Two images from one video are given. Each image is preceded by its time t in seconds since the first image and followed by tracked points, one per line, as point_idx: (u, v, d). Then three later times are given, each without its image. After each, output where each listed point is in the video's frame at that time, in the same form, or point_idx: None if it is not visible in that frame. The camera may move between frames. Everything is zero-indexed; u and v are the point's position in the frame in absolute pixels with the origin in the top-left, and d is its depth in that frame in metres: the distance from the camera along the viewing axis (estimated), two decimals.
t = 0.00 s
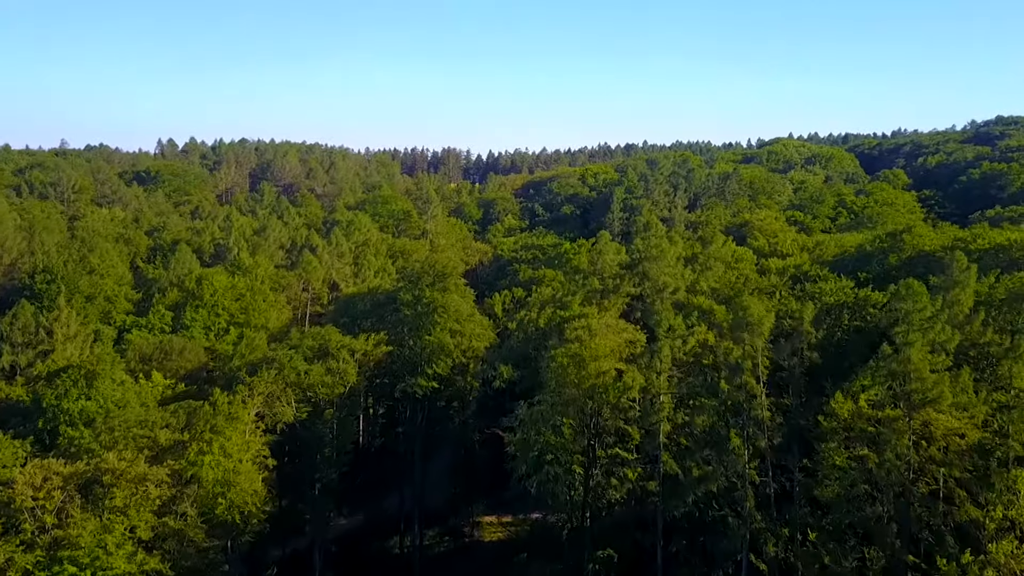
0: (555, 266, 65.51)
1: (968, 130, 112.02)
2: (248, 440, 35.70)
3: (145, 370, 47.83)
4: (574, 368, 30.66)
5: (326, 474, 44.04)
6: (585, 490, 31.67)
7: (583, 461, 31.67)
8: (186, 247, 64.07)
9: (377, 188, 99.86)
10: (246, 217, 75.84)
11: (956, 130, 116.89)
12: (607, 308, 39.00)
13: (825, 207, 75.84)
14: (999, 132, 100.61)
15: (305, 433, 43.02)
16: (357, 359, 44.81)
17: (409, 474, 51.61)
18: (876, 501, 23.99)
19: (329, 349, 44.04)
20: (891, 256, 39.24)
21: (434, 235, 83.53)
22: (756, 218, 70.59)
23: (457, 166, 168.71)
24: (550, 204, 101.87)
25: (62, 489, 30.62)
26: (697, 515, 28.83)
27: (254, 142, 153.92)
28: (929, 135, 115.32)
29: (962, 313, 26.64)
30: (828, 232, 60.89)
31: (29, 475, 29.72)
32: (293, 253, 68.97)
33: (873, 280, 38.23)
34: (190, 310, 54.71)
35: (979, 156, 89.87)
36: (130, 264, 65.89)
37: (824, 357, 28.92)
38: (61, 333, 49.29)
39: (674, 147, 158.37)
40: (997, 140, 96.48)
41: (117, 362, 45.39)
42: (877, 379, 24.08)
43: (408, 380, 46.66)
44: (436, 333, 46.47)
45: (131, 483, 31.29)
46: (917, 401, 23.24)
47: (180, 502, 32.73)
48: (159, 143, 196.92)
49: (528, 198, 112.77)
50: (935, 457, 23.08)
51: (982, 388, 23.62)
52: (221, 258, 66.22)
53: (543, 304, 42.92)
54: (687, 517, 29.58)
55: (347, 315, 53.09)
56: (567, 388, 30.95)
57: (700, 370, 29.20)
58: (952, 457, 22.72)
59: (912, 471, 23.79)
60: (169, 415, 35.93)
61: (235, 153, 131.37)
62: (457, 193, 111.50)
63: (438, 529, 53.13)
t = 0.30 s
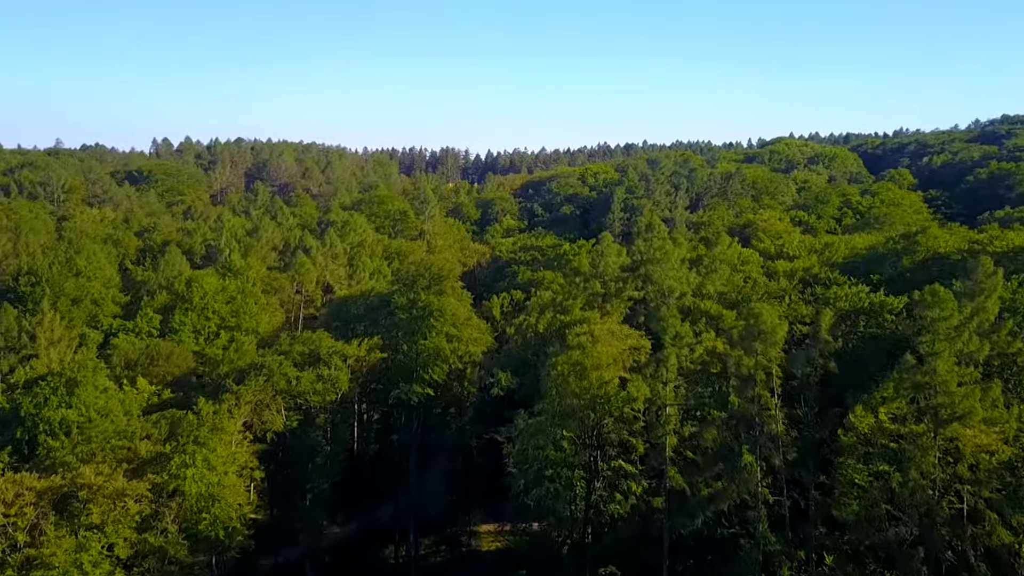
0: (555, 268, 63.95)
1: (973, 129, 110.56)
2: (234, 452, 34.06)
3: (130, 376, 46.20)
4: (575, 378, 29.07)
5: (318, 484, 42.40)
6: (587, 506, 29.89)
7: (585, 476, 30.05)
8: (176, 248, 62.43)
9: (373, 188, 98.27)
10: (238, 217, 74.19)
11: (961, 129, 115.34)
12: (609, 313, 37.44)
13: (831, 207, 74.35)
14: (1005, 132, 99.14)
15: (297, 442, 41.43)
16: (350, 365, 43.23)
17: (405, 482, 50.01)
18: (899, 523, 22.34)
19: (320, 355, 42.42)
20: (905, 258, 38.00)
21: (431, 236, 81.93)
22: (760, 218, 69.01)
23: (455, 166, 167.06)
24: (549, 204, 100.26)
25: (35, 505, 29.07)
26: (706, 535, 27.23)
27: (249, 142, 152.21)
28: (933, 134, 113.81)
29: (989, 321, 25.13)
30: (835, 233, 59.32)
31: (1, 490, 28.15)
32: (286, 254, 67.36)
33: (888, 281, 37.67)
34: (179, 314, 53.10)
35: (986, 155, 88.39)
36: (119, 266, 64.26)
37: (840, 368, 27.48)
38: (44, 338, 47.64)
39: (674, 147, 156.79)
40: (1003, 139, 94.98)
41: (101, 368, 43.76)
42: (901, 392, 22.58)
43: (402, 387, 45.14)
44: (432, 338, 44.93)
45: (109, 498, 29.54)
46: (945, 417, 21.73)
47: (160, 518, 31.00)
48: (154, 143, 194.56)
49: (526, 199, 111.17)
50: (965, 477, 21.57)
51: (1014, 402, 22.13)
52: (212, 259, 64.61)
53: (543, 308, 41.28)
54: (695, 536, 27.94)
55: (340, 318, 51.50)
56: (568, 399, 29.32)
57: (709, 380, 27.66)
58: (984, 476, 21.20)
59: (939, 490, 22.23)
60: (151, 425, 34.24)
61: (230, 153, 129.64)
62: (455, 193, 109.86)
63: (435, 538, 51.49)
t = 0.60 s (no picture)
0: (555, 270, 62.31)
1: (979, 128, 109.01)
2: (217, 466, 32.24)
3: (113, 383, 44.45)
4: (577, 391, 27.39)
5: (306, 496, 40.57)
6: (590, 525, 28.34)
7: (587, 494, 28.38)
8: (164, 250, 60.66)
9: (368, 188, 96.50)
10: (230, 218, 72.39)
11: (967, 129, 113.59)
12: (612, 319, 35.75)
13: (837, 208, 72.71)
14: (1012, 131, 97.58)
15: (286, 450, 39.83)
16: (342, 373, 41.44)
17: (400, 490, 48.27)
18: (931, 550, 20.71)
19: (309, 361, 40.61)
20: (922, 260, 36.38)
21: (428, 237, 80.23)
22: (765, 219, 67.22)
23: (453, 166, 165.22)
24: (549, 204, 98.47)
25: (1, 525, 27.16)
26: (717, 558, 25.58)
27: (244, 142, 150.34)
28: (939, 134, 112.03)
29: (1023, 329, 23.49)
30: (843, 235, 57.54)
31: None
32: (279, 255, 65.63)
33: (905, 284, 36.18)
34: (166, 318, 51.32)
35: (995, 155, 86.79)
36: (106, 268, 62.49)
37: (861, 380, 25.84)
38: (23, 343, 45.86)
39: (675, 146, 155.05)
40: (1011, 138, 93.37)
41: (81, 375, 41.98)
42: (932, 409, 20.90)
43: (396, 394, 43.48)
44: (427, 344, 43.27)
45: (80, 518, 27.71)
46: (981, 436, 20.06)
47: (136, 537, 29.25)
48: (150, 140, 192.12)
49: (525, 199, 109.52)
50: (1004, 502, 19.90)
51: None
52: (202, 261, 62.81)
53: (543, 312, 39.46)
54: (705, 559, 26.29)
55: (332, 322, 49.75)
56: (569, 413, 27.67)
57: (720, 392, 25.95)
58: None
59: (974, 516, 20.55)
60: (128, 437, 32.42)
61: (225, 152, 127.83)
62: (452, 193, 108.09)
63: (431, 548, 49.49)
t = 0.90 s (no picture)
0: (554, 271, 60.81)
1: (985, 127, 107.50)
2: (200, 480, 30.65)
3: (97, 390, 42.90)
4: (578, 403, 25.92)
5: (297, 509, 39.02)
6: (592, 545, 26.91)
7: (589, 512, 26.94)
8: (153, 251, 59.10)
9: (365, 187, 94.93)
10: (223, 218, 70.79)
11: (972, 128, 111.96)
12: (614, 324, 34.25)
13: (842, 208, 71.25)
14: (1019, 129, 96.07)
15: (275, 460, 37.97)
16: (333, 380, 39.89)
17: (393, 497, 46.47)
18: None
19: (298, 367, 39.00)
20: (937, 263, 34.90)
21: (425, 237, 78.70)
22: (769, 219, 65.64)
23: (451, 166, 163.52)
24: (548, 204, 96.92)
25: None
26: None
27: (240, 141, 148.72)
28: (944, 133, 110.41)
29: None
30: (851, 236, 56.05)
31: None
32: (271, 256, 64.08)
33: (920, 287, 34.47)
34: (153, 322, 49.77)
35: (1002, 154, 85.28)
36: (94, 271, 60.91)
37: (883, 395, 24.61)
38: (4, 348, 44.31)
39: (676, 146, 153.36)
40: (1018, 137, 91.85)
41: (62, 382, 40.43)
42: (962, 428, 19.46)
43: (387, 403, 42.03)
44: (422, 349, 41.77)
45: (52, 537, 26.20)
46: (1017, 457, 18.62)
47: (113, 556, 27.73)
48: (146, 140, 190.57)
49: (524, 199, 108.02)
50: None
51: None
52: (192, 263, 61.21)
53: (543, 316, 37.85)
54: None
55: (324, 326, 48.21)
56: (570, 427, 26.21)
57: (730, 405, 24.47)
58: None
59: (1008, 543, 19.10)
60: (107, 449, 30.88)
61: (220, 151, 126.11)
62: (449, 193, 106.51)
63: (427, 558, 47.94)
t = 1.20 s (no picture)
0: (553, 273, 59.25)
1: (991, 126, 105.93)
2: (181, 496, 28.99)
3: (78, 397, 41.28)
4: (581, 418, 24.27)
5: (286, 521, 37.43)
6: (593, 568, 25.22)
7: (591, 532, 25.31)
8: (141, 252, 57.49)
9: (361, 187, 93.36)
10: (215, 219, 69.18)
11: (978, 127, 110.27)
12: (617, 330, 32.71)
13: (848, 208, 69.69)
14: None
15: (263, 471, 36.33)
16: (324, 387, 38.36)
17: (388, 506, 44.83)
18: None
19: (288, 373, 37.44)
20: (955, 266, 33.34)
21: (422, 238, 77.15)
22: (774, 219, 64.04)
23: (449, 166, 161.78)
24: (547, 204, 95.38)
25: None
26: None
27: (236, 140, 147.09)
28: (949, 132, 108.70)
29: None
30: (858, 237, 54.47)
31: None
32: (263, 258, 62.49)
33: (937, 292, 33.08)
34: (139, 326, 48.17)
35: (1010, 152, 83.65)
36: (81, 272, 59.35)
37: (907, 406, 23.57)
38: None
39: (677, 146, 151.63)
40: None
41: (40, 389, 38.79)
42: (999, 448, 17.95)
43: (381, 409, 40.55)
44: (417, 354, 40.26)
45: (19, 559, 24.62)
46: None
47: None
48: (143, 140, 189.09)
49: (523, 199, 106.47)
50: None
51: None
52: (182, 264, 59.60)
53: (543, 319, 36.25)
54: None
55: (315, 330, 46.66)
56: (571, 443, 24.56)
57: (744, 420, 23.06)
58: None
59: None
60: (83, 462, 29.22)
61: (215, 150, 124.44)
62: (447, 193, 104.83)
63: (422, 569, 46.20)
